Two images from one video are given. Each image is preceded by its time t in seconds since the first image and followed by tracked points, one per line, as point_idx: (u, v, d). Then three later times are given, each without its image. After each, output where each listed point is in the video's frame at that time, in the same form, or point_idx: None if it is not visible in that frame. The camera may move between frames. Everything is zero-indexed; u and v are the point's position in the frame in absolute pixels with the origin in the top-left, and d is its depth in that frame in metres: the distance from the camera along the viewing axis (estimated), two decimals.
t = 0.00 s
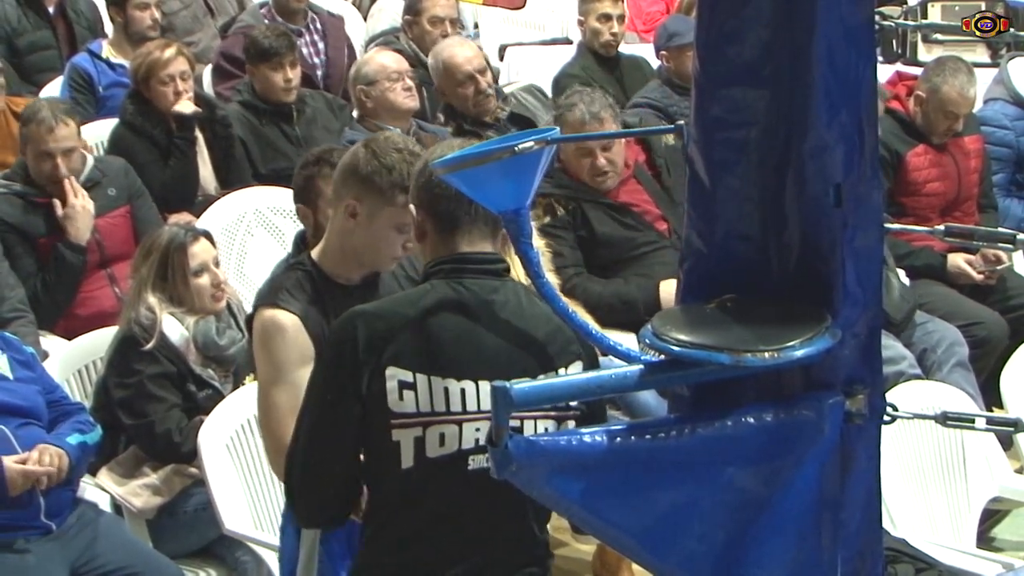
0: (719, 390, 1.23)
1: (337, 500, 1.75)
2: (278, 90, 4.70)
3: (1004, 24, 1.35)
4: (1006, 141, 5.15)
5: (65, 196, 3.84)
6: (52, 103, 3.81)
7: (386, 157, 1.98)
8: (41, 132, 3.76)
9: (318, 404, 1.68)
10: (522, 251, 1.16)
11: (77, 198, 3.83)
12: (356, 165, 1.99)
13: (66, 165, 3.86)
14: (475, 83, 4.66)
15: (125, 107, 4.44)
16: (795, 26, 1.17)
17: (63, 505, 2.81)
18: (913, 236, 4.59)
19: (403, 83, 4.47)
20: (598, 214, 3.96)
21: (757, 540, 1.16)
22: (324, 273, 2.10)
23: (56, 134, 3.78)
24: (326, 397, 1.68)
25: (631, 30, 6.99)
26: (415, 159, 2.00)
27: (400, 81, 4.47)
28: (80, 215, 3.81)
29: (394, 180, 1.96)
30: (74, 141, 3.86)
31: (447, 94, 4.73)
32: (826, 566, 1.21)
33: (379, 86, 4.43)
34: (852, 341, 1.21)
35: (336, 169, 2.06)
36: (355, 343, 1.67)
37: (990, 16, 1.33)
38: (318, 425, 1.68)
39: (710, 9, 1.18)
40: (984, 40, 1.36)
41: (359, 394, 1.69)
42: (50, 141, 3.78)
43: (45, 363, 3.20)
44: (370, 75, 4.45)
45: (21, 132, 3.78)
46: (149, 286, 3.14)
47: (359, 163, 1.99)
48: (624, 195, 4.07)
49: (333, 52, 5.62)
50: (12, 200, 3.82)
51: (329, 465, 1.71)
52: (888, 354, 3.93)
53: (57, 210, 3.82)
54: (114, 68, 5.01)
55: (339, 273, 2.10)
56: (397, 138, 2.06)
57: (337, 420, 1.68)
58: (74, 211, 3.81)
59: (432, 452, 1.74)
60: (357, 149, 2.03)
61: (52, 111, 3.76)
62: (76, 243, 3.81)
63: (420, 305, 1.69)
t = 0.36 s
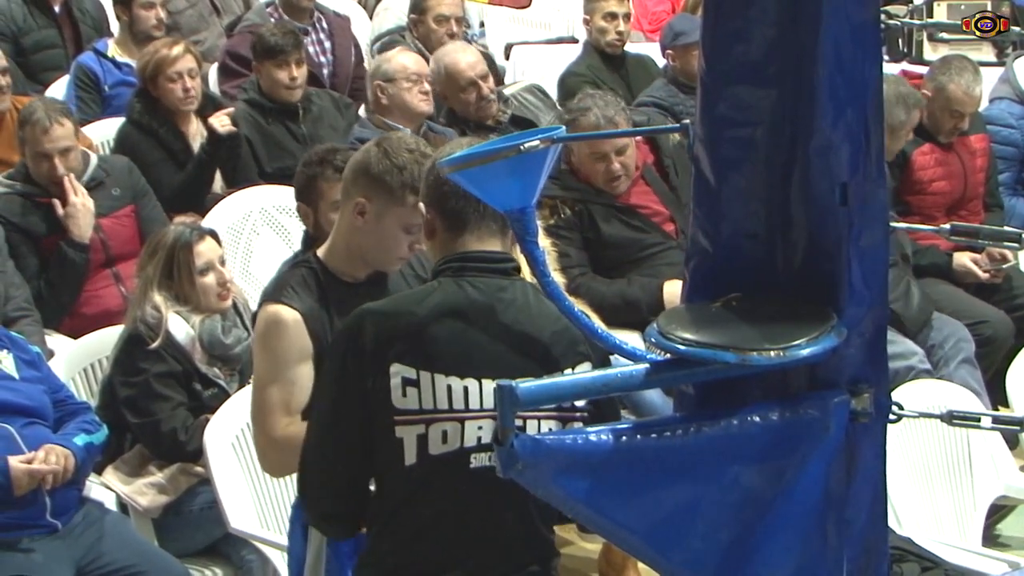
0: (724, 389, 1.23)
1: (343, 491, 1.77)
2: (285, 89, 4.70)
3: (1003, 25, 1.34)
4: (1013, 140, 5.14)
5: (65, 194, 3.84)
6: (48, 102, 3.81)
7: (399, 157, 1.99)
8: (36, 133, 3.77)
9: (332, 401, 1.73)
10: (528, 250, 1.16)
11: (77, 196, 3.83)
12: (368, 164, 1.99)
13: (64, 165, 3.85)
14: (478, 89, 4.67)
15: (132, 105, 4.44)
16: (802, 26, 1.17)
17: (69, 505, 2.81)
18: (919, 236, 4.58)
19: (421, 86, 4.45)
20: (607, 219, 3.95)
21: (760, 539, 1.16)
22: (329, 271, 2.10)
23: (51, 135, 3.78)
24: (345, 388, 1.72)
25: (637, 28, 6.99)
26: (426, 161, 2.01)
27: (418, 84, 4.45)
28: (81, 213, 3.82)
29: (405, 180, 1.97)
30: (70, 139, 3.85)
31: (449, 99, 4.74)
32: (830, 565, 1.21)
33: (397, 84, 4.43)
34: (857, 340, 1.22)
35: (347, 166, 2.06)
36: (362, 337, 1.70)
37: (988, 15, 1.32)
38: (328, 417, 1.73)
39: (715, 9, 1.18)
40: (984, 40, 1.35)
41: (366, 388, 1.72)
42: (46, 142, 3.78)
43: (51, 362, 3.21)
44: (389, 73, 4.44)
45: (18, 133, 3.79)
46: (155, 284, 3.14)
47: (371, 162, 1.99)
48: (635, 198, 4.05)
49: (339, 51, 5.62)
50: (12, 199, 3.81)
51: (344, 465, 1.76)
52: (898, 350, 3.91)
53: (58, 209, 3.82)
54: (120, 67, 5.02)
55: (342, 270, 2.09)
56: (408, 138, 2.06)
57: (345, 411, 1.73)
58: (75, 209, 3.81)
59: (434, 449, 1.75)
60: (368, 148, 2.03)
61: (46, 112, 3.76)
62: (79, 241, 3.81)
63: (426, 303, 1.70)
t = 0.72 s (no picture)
0: (730, 388, 1.23)
1: (347, 488, 1.79)
2: (290, 88, 4.70)
3: (1003, 23, 1.34)
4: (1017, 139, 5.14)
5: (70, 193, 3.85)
6: (53, 103, 3.81)
7: (406, 153, 1.99)
8: (42, 134, 3.77)
9: (332, 395, 1.76)
10: (533, 250, 1.16)
11: (82, 195, 3.84)
12: (377, 160, 1.99)
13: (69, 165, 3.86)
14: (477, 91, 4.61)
15: (138, 105, 4.44)
16: (807, 26, 1.17)
17: (73, 504, 2.82)
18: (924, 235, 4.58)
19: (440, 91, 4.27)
20: (612, 218, 3.97)
21: (765, 539, 1.16)
22: (334, 267, 2.10)
23: (55, 136, 3.78)
24: (346, 383, 1.74)
25: (643, 27, 7.00)
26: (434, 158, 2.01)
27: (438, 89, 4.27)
28: (86, 212, 3.82)
29: (412, 176, 1.97)
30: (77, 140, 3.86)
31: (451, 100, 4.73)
32: (835, 564, 1.21)
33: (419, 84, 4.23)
34: (863, 340, 1.22)
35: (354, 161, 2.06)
36: (359, 334, 1.73)
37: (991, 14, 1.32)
38: (329, 412, 1.77)
39: (720, 10, 1.18)
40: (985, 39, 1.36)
41: (363, 384, 1.75)
42: (51, 143, 3.79)
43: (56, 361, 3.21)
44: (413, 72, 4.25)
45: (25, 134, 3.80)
46: (160, 284, 3.14)
47: (381, 157, 1.99)
48: (637, 195, 4.07)
49: (344, 50, 5.63)
50: (17, 199, 3.82)
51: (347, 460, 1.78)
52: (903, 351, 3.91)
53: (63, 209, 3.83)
54: (125, 66, 5.02)
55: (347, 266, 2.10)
56: (417, 135, 2.05)
57: (343, 407, 1.76)
58: (80, 208, 3.82)
59: (429, 446, 1.76)
60: (376, 144, 2.03)
61: (51, 112, 3.77)
62: (85, 241, 3.82)
63: (423, 301, 1.72)
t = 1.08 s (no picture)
0: (726, 391, 1.23)
1: (300, 488, 1.85)
2: (286, 92, 4.70)
3: (1004, 25, 1.35)
4: (1013, 143, 5.15)
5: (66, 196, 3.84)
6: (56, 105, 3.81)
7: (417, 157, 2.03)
8: (46, 135, 3.76)
9: (285, 392, 1.82)
10: (528, 252, 1.16)
11: (80, 199, 3.83)
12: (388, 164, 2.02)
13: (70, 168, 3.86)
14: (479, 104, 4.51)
15: (134, 108, 4.43)
16: (802, 29, 1.17)
17: (66, 508, 2.81)
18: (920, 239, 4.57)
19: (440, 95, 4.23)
20: (608, 221, 3.96)
21: (762, 540, 1.16)
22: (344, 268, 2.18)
23: (61, 139, 3.78)
24: (297, 381, 1.81)
25: (638, 31, 7.01)
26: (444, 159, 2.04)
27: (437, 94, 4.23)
28: (83, 216, 3.81)
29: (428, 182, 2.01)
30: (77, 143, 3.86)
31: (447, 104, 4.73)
32: (831, 566, 1.21)
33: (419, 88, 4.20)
34: (858, 343, 1.22)
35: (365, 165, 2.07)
36: (310, 332, 1.80)
37: (990, 17, 1.34)
38: (285, 411, 1.83)
39: (716, 12, 1.18)
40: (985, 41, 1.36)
41: (316, 382, 1.81)
42: (54, 145, 3.78)
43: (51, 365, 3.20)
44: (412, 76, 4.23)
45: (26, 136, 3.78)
46: (155, 288, 3.14)
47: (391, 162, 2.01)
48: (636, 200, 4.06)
49: (339, 53, 5.63)
50: (15, 203, 3.81)
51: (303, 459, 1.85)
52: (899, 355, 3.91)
53: (61, 212, 3.82)
54: (120, 69, 5.02)
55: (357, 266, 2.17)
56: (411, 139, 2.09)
57: (297, 403, 1.82)
58: (77, 212, 3.81)
59: (382, 439, 1.82)
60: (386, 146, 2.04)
61: (56, 114, 3.75)
62: (81, 244, 3.81)
63: (373, 298, 1.78)
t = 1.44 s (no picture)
0: (725, 391, 1.23)
1: (241, 468, 1.98)
2: (286, 92, 4.70)
3: (1004, 24, 1.36)
4: (1012, 143, 5.15)
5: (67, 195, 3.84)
6: (59, 105, 3.82)
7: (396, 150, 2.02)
8: (51, 134, 3.76)
9: (223, 379, 1.96)
10: (528, 252, 1.15)
11: (80, 199, 3.83)
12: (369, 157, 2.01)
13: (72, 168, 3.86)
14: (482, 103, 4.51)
15: (134, 108, 4.44)
16: (802, 28, 1.17)
17: (64, 506, 2.82)
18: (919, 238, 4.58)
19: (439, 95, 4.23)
20: (611, 218, 3.95)
21: (762, 539, 1.17)
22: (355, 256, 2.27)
23: (65, 138, 3.78)
24: (230, 368, 1.94)
25: (636, 31, 7.01)
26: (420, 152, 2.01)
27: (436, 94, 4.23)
28: (83, 216, 3.82)
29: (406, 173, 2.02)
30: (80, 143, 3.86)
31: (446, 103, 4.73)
32: (831, 565, 1.21)
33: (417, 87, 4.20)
34: (858, 343, 1.22)
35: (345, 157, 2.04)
36: (240, 322, 1.92)
37: (990, 16, 1.34)
38: (222, 397, 1.97)
39: (716, 11, 1.18)
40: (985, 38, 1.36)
41: (246, 368, 1.93)
42: (59, 145, 3.78)
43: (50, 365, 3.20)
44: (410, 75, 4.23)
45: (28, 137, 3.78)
46: (154, 287, 3.14)
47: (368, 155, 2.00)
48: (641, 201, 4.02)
49: (339, 53, 5.63)
50: (15, 203, 3.81)
51: (244, 445, 1.97)
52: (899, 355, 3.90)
53: (60, 212, 3.81)
54: (119, 69, 5.02)
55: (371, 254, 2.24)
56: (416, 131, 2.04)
57: (231, 389, 1.95)
58: (78, 212, 3.82)
59: (304, 423, 1.90)
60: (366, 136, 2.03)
61: (61, 114, 3.76)
62: (81, 244, 3.82)
63: (294, 288, 1.89)
